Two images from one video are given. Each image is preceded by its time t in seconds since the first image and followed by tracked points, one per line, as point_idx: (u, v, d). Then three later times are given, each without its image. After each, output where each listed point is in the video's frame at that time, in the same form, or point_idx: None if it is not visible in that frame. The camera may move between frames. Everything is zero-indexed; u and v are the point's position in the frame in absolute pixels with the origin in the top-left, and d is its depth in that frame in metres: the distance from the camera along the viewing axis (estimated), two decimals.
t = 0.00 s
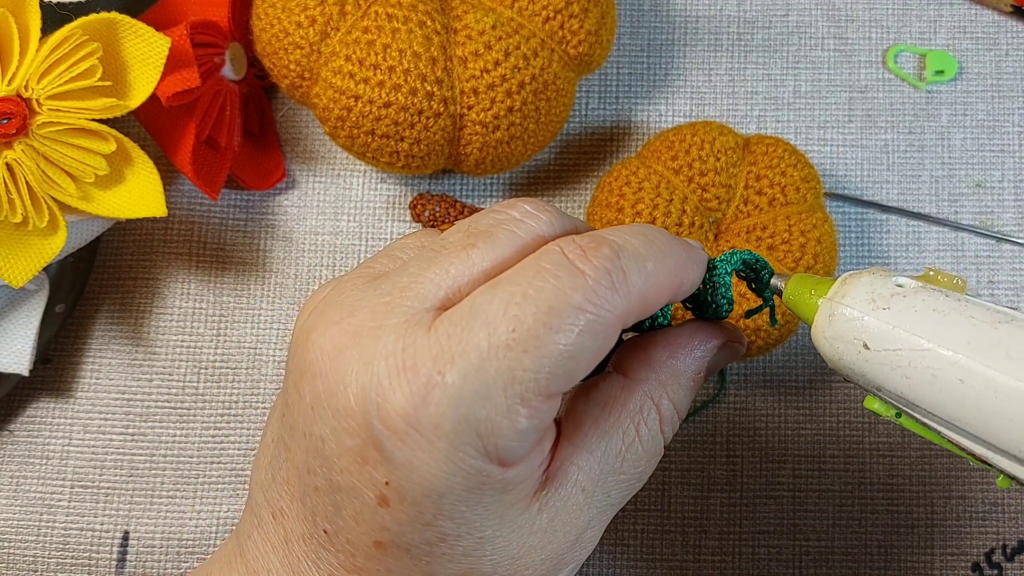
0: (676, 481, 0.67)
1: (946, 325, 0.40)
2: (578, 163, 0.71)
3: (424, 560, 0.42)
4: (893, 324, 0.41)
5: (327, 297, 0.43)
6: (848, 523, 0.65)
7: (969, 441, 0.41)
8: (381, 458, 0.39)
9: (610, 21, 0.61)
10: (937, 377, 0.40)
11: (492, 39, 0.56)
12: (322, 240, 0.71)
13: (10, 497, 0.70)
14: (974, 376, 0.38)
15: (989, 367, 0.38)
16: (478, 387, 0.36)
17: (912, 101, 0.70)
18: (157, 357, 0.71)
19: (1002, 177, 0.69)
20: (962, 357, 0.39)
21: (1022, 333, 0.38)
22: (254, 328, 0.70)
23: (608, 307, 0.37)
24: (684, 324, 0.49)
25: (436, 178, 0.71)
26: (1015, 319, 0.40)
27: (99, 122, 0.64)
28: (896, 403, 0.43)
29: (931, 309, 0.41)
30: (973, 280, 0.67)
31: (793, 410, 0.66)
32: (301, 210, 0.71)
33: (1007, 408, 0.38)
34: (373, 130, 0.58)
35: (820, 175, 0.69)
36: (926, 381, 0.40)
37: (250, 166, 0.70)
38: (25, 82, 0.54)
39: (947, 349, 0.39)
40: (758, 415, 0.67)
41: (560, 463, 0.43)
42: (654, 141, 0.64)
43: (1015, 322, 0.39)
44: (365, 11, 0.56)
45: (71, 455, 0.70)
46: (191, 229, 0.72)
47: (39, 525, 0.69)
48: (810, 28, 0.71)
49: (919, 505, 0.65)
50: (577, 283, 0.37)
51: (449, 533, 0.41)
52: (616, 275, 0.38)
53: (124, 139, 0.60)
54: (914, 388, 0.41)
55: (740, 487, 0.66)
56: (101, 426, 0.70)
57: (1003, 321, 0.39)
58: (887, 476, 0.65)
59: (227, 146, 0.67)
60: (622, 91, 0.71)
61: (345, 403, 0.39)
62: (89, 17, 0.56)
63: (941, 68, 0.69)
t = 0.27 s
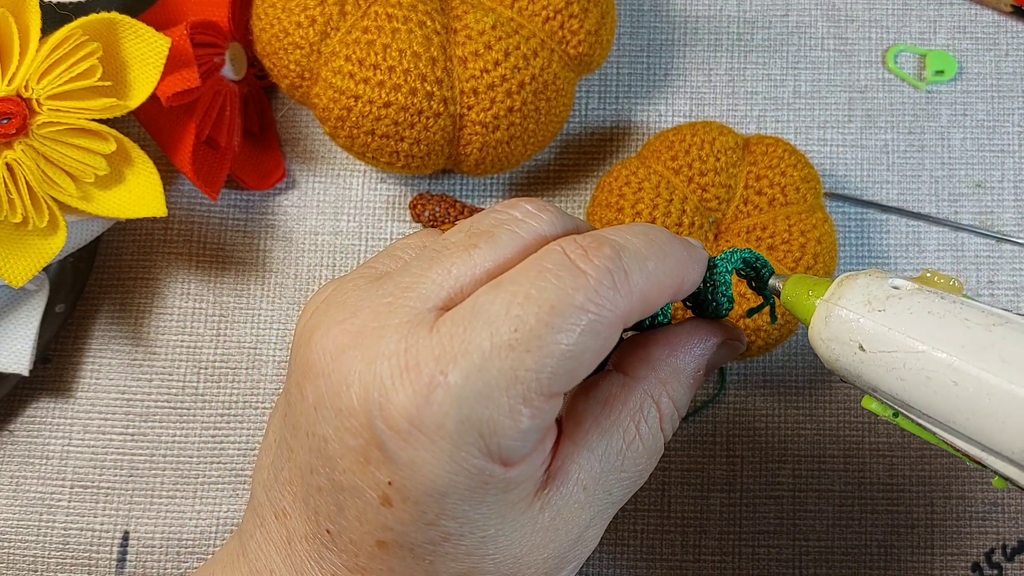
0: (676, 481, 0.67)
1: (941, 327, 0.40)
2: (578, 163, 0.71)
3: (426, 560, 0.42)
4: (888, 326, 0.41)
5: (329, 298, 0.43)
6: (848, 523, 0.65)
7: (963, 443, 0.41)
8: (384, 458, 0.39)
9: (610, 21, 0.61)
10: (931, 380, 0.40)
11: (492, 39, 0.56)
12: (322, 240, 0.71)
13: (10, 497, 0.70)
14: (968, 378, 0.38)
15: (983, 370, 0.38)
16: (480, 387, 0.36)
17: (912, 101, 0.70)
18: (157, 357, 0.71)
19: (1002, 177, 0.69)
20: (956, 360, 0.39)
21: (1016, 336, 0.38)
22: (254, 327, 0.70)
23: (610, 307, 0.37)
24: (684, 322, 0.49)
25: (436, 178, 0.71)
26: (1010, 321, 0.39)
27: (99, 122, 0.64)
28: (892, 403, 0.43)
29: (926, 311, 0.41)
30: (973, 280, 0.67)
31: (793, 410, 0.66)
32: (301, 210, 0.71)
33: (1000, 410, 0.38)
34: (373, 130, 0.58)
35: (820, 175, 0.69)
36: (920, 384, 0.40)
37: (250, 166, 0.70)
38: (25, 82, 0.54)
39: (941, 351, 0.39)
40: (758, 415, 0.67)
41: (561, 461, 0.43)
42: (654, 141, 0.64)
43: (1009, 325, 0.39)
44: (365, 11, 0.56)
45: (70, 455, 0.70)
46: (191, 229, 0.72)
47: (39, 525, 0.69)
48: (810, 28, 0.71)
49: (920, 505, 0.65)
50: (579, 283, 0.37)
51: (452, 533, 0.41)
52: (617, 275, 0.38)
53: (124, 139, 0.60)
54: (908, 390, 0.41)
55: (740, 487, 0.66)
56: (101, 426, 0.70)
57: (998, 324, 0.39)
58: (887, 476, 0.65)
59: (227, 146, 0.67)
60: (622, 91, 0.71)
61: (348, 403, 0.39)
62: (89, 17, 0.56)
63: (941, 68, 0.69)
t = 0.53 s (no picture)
0: (676, 481, 0.67)
1: (938, 327, 0.40)
2: (578, 162, 0.71)
3: (428, 559, 0.42)
4: (886, 326, 0.41)
5: (329, 298, 0.43)
6: (848, 523, 0.65)
7: (959, 442, 0.41)
8: (385, 459, 0.39)
9: (610, 21, 0.61)
10: (928, 379, 0.40)
11: (492, 39, 0.56)
12: (322, 240, 0.71)
13: (10, 497, 0.70)
14: (964, 378, 0.38)
15: (979, 370, 0.38)
16: (481, 388, 0.36)
17: (912, 101, 0.70)
18: (157, 357, 0.71)
19: (1002, 177, 0.69)
20: (954, 360, 0.39)
21: (1013, 336, 0.38)
22: (254, 327, 0.70)
23: (610, 308, 0.37)
24: (682, 322, 0.49)
25: (436, 178, 0.71)
26: (1008, 321, 0.39)
27: (99, 122, 0.64)
28: (889, 402, 0.43)
29: (924, 311, 0.41)
30: (973, 280, 0.67)
31: (793, 410, 0.66)
32: (301, 210, 0.71)
33: (996, 410, 0.38)
34: (373, 130, 0.58)
35: (820, 175, 0.69)
36: (917, 383, 0.40)
37: (249, 167, 0.70)
38: (25, 82, 0.54)
39: (938, 351, 0.39)
40: (758, 415, 0.67)
41: (561, 461, 0.43)
42: (654, 141, 0.64)
43: (1006, 325, 0.39)
44: (365, 11, 0.56)
45: (70, 455, 0.70)
46: (191, 229, 0.72)
47: (39, 525, 0.69)
48: (810, 28, 0.71)
49: (920, 505, 0.65)
50: (579, 284, 0.37)
51: (453, 532, 0.41)
52: (618, 276, 0.38)
53: (124, 139, 0.60)
54: (906, 390, 0.41)
55: (740, 487, 0.66)
56: (101, 426, 0.70)
57: (995, 324, 0.39)
58: (887, 476, 0.65)
59: (227, 147, 0.67)
60: (622, 91, 0.71)
61: (349, 404, 0.39)
62: (89, 17, 0.56)
63: (941, 67, 0.69)
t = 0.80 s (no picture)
0: (676, 480, 0.66)
1: (938, 330, 0.40)
2: (578, 162, 0.71)
3: (431, 557, 0.42)
4: (885, 329, 0.41)
5: (332, 296, 0.43)
6: (848, 523, 0.65)
7: (959, 444, 0.41)
8: (389, 455, 0.39)
9: (610, 21, 0.61)
10: (928, 382, 0.40)
11: (492, 39, 0.56)
12: (322, 240, 0.71)
13: (10, 497, 0.70)
14: (964, 380, 0.38)
15: (979, 372, 0.38)
16: (484, 385, 0.36)
17: (912, 101, 0.70)
18: (157, 356, 0.71)
19: (1002, 177, 0.69)
20: (953, 362, 0.39)
21: (1013, 338, 0.38)
22: (254, 327, 0.70)
23: (612, 305, 0.37)
24: (684, 320, 0.49)
25: (436, 178, 0.71)
26: (1007, 324, 0.39)
27: (99, 122, 0.64)
28: (889, 404, 0.43)
29: (923, 313, 0.41)
30: (973, 280, 0.67)
31: (793, 410, 0.66)
32: (301, 210, 0.71)
33: (995, 412, 0.38)
34: (373, 130, 0.58)
35: (820, 175, 0.69)
36: (917, 385, 0.40)
37: (249, 166, 0.70)
38: (25, 82, 0.54)
39: (938, 353, 0.39)
40: (758, 414, 0.67)
41: (563, 459, 0.43)
42: (654, 141, 0.64)
43: (1005, 327, 0.39)
44: (365, 11, 0.56)
45: (70, 455, 0.70)
46: (191, 229, 0.72)
47: (39, 525, 0.69)
48: (810, 28, 0.71)
49: (919, 505, 0.65)
50: (582, 282, 0.37)
51: (456, 530, 0.41)
52: (620, 274, 0.38)
53: (124, 139, 0.60)
54: (906, 392, 0.41)
55: (740, 487, 0.66)
56: (101, 426, 0.70)
57: (994, 326, 0.39)
58: (887, 476, 0.65)
59: (227, 146, 0.67)
60: (622, 91, 0.71)
61: (353, 401, 0.39)
62: (89, 17, 0.56)
63: (941, 68, 0.69)
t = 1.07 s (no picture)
0: (676, 481, 0.66)
1: (939, 330, 0.40)
2: (578, 162, 0.71)
3: (438, 556, 0.42)
4: (886, 329, 0.41)
5: (340, 296, 0.43)
6: (848, 523, 0.65)
7: (960, 444, 0.41)
8: (397, 454, 0.39)
9: (610, 21, 0.61)
10: (929, 382, 0.40)
11: (492, 39, 0.56)
12: (322, 240, 0.71)
13: (10, 497, 0.70)
14: (964, 380, 0.38)
15: (979, 372, 0.38)
16: (493, 384, 0.36)
17: (912, 101, 0.70)
18: (157, 356, 0.71)
19: (1002, 177, 0.69)
20: (954, 362, 0.39)
21: (1013, 338, 0.38)
22: (254, 327, 0.70)
23: (620, 305, 0.37)
24: (689, 320, 0.49)
25: (436, 178, 0.71)
26: (1008, 324, 0.39)
27: (99, 122, 0.64)
28: (891, 403, 0.43)
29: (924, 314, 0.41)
30: (973, 280, 0.67)
31: (793, 410, 0.66)
32: (301, 210, 0.71)
33: (996, 412, 0.38)
34: (373, 130, 0.58)
35: (820, 175, 0.69)
36: (918, 385, 0.40)
37: (250, 166, 0.70)
38: (25, 82, 0.54)
39: (939, 354, 0.39)
40: (758, 414, 0.67)
41: (570, 459, 0.43)
42: (654, 141, 0.64)
43: (1006, 327, 0.39)
44: (365, 11, 0.56)
45: (70, 455, 0.70)
46: (191, 229, 0.72)
47: (39, 525, 0.69)
48: (810, 28, 0.71)
49: (919, 505, 0.65)
50: (590, 281, 0.37)
51: (464, 529, 0.41)
52: (628, 274, 0.38)
53: (124, 139, 0.60)
54: (907, 392, 0.41)
55: (740, 487, 0.66)
56: (101, 426, 0.70)
57: (995, 326, 0.39)
58: (887, 476, 0.65)
59: (228, 146, 0.67)
60: (622, 91, 0.71)
61: (361, 399, 0.39)
62: (89, 17, 0.56)
63: (941, 68, 0.69)
